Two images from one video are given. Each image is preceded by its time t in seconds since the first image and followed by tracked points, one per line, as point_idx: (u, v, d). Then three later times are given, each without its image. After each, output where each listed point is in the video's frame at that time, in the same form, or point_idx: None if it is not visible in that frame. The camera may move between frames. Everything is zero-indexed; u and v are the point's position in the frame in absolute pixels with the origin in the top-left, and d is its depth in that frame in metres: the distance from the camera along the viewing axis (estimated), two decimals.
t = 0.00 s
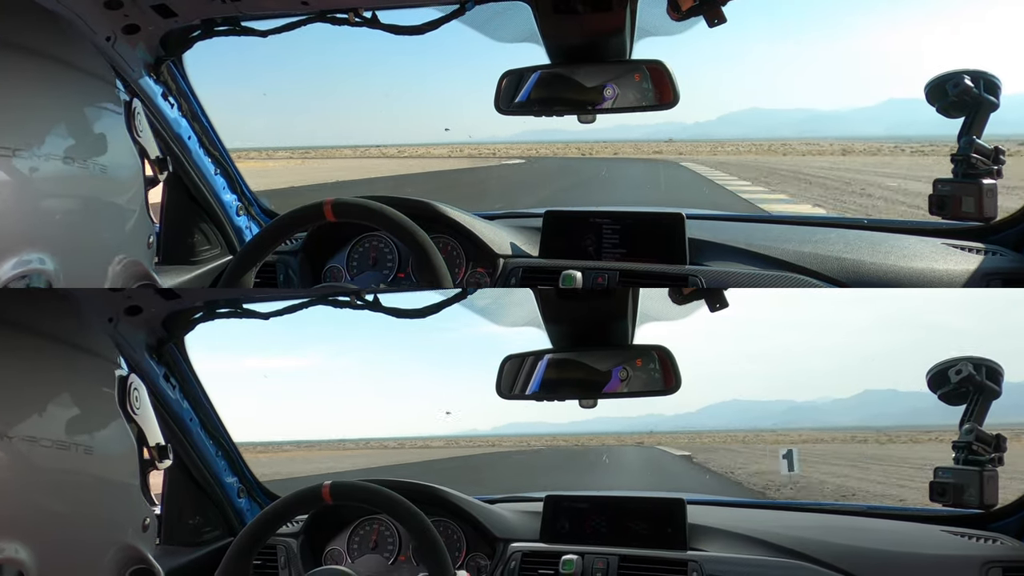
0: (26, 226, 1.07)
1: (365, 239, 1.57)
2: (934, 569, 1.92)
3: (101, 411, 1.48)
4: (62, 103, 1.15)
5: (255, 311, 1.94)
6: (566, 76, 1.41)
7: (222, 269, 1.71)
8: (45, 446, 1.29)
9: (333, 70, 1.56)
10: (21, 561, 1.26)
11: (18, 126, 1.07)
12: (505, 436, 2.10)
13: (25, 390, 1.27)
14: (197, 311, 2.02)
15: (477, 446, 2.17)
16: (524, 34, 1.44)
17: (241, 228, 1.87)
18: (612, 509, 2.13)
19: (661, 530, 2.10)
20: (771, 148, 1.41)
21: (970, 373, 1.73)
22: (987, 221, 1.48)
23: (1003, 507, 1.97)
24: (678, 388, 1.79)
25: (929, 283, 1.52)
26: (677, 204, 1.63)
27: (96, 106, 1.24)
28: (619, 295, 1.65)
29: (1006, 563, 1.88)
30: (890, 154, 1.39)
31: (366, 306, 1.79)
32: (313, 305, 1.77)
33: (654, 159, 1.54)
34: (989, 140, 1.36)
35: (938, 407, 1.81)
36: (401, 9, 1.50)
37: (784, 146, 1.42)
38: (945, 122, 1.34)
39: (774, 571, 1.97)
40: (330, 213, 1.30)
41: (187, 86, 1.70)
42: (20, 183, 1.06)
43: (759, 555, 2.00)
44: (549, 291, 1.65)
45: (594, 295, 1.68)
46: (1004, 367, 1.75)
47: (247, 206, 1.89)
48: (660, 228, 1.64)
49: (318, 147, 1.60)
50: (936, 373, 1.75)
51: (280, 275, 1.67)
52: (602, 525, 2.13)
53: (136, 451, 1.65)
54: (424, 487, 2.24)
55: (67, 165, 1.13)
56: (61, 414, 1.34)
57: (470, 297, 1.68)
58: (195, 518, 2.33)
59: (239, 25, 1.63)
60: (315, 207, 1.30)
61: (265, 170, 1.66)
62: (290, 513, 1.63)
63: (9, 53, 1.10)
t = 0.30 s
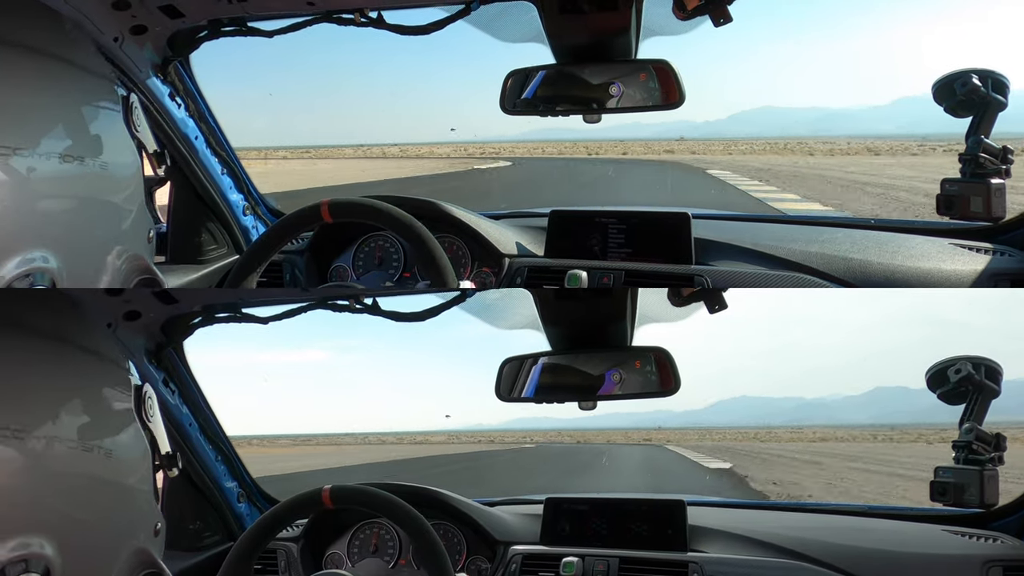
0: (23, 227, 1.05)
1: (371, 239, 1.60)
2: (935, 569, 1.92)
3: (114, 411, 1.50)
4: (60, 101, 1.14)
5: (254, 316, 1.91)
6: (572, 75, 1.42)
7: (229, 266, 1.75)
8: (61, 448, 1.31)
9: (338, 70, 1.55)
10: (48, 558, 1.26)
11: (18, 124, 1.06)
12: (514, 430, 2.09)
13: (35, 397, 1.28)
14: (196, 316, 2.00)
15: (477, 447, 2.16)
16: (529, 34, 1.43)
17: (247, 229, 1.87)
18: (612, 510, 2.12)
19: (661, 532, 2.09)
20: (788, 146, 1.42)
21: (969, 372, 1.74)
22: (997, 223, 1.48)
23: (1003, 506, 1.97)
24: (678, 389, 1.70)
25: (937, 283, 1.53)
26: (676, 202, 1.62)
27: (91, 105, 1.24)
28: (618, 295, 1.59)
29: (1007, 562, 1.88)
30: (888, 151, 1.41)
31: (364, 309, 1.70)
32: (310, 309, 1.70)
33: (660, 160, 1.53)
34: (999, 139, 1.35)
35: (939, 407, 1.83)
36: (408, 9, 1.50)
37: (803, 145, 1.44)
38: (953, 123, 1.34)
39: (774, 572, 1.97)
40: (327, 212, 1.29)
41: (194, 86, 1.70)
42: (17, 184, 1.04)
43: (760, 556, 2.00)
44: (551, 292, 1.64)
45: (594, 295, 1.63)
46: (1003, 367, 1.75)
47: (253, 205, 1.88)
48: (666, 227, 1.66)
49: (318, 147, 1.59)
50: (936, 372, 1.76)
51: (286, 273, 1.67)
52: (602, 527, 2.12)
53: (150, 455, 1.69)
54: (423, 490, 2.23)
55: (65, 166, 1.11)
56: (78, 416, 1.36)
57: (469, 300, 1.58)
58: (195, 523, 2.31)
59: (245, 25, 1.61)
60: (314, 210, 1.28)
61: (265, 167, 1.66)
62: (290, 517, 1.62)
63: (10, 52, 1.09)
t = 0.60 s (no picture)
0: (27, 227, 1.07)
1: (371, 239, 1.58)
2: (936, 569, 1.92)
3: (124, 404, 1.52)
4: (61, 103, 1.13)
5: (255, 313, 1.91)
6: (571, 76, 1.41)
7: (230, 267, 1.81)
8: (65, 442, 1.30)
9: (339, 70, 1.55)
10: (61, 545, 1.28)
11: (31, 123, 1.08)
12: (516, 429, 2.08)
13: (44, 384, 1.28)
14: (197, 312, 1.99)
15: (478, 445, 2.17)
16: (531, 34, 1.43)
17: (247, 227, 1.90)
18: (613, 508, 2.12)
19: (662, 530, 2.10)
20: (794, 145, 1.40)
21: (970, 371, 1.74)
22: (998, 224, 1.47)
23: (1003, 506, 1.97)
24: (679, 388, 1.74)
25: (936, 284, 1.53)
26: (678, 204, 1.62)
27: (97, 105, 1.23)
28: (620, 295, 1.62)
29: (1007, 561, 1.89)
30: (894, 152, 1.39)
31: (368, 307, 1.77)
32: (312, 308, 1.74)
33: (659, 163, 1.54)
34: (999, 141, 1.35)
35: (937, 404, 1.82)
36: (409, 9, 1.50)
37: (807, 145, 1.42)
38: (955, 122, 1.35)
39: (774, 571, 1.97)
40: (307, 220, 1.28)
41: (195, 86, 1.70)
42: (24, 182, 1.06)
43: (760, 555, 2.00)
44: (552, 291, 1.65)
45: (594, 294, 1.66)
46: (1004, 366, 1.74)
47: (254, 205, 1.91)
48: (666, 230, 1.64)
49: (320, 147, 1.59)
50: (936, 372, 1.75)
51: (286, 274, 1.69)
52: (603, 526, 2.12)
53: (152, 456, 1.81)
54: (424, 488, 2.23)
55: (73, 164, 1.12)
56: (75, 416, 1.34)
57: (470, 298, 1.63)
58: (195, 519, 2.32)
59: (247, 25, 1.59)
60: (294, 218, 1.27)
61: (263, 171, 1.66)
62: (292, 516, 1.61)
63: (11, 51, 1.09)
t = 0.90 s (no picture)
0: (32, 229, 1.08)
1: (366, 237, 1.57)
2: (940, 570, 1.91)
3: (120, 402, 1.52)
4: (64, 105, 1.15)
5: (255, 313, 1.91)
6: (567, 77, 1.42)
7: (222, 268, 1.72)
8: (59, 439, 1.29)
9: (337, 69, 1.55)
10: (61, 537, 1.30)
11: (36, 125, 1.10)
12: (524, 426, 2.03)
13: (45, 379, 1.29)
14: (199, 312, 1.98)
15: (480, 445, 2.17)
16: (528, 33, 1.43)
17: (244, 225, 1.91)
18: (615, 508, 2.14)
19: (664, 530, 2.10)
20: (788, 144, 1.40)
21: (972, 371, 1.71)
22: (993, 225, 1.48)
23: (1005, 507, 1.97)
24: (680, 388, 1.79)
25: (931, 285, 1.53)
26: (671, 203, 1.61)
27: (96, 107, 1.25)
28: (623, 293, 1.63)
29: (1010, 562, 1.89)
30: (884, 148, 1.42)
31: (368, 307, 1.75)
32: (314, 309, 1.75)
33: (656, 164, 1.55)
34: (995, 141, 1.37)
35: (934, 403, 1.80)
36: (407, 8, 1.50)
37: (800, 143, 1.42)
38: (950, 122, 1.35)
39: (776, 572, 1.97)
40: (275, 236, 1.27)
41: (191, 84, 1.71)
42: (30, 183, 1.08)
43: (762, 555, 2.00)
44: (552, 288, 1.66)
45: (596, 292, 1.67)
46: (1007, 366, 1.72)
47: (250, 204, 1.92)
48: (661, 229, 1.64)
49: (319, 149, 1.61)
50: (940, 372, 1.71)
51: (283, 273, 1.68)
52: (605, 525, 2.13)
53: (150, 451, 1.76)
54: (428, 488, 2.24)
55: (77, 165, 1.15)
56: (72, 415, 1.33)
57: (473, 296, 1.67)
58: (199, 518, 2.33)
59: (243, 23, 1.62)
60: (262, 238, 1.29)
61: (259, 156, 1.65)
62: (294, 514, 1.55)
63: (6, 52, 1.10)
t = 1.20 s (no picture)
0: (25, 225, 1.08)
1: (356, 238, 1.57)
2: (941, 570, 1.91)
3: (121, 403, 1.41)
4: (58, 102, 1.15)
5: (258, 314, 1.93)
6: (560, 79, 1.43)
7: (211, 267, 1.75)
8: (57, 441, 1.21)
9: (330, 69, 1.55)
10: (65, 536, 1.23)
11: (30, 120, 1.09)
12: (538, 422, 2.07)
13: (42, 375, 1.21)
14: (200, 315, 1.98)
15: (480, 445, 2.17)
16: (519, 31, 1.44)
17: (233, 225, 1.91)
18: (615, 508, 2.14)
19: (666, 531, 2.10)
20: (787, 142, 1.39)
21: (974, 371, 1.70)
22: (978, 226, 1.49)
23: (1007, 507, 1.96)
24: (683, 389, 1.81)
25: (919, 285, 1.52)
26: (660, 203, 1.61)
27: (90, 102, 1.25)
28: (624, 294, 1.66)
29: (1013, 562, 1.89)
30: (886, 146, 1.39)
31: (370, 309, 1.80)
32: (317, 307, 1.82)
33: (648, 166, 1.54)
34: (982, 142, 1.37)
35: (941, 404, 1.79)
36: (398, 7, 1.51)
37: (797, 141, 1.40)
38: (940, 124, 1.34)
39: (778, 572, 1.97)
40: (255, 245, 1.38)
41: (180, 81, 1.72)
42: (22, 179, 1.07)
43: (764, 556, 2.00)
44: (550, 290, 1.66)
45: (596, 295, 1.68)
46: (1009, 366, 1.70)
47: (239, 203, 1.90)
48: (651, 230, 1.65)
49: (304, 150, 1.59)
50: (942, 372, 1.70)
51: (271, 272, 1.69)
52: (607, 526, 2.14)
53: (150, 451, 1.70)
54: (428, 488, 2.22)
55: (70, 162, 1.15)
56: (72, 416, 1.25)
57: (471, 297, 1.76)
58: (200, 520, 2.35)
59: (233, 21, 1.62)
60: (239, 248, 1.39)
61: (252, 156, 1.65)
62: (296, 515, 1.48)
63: None
